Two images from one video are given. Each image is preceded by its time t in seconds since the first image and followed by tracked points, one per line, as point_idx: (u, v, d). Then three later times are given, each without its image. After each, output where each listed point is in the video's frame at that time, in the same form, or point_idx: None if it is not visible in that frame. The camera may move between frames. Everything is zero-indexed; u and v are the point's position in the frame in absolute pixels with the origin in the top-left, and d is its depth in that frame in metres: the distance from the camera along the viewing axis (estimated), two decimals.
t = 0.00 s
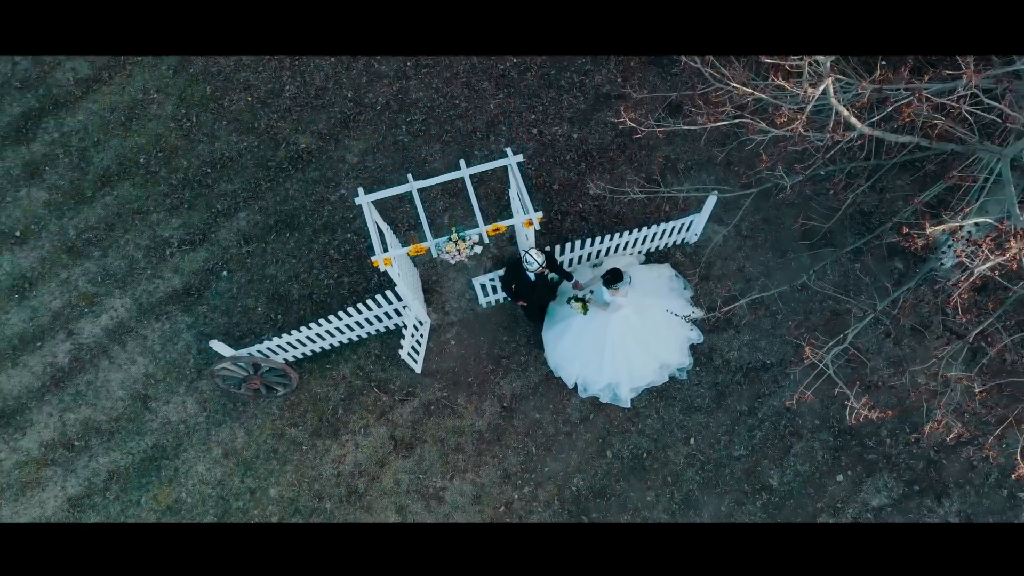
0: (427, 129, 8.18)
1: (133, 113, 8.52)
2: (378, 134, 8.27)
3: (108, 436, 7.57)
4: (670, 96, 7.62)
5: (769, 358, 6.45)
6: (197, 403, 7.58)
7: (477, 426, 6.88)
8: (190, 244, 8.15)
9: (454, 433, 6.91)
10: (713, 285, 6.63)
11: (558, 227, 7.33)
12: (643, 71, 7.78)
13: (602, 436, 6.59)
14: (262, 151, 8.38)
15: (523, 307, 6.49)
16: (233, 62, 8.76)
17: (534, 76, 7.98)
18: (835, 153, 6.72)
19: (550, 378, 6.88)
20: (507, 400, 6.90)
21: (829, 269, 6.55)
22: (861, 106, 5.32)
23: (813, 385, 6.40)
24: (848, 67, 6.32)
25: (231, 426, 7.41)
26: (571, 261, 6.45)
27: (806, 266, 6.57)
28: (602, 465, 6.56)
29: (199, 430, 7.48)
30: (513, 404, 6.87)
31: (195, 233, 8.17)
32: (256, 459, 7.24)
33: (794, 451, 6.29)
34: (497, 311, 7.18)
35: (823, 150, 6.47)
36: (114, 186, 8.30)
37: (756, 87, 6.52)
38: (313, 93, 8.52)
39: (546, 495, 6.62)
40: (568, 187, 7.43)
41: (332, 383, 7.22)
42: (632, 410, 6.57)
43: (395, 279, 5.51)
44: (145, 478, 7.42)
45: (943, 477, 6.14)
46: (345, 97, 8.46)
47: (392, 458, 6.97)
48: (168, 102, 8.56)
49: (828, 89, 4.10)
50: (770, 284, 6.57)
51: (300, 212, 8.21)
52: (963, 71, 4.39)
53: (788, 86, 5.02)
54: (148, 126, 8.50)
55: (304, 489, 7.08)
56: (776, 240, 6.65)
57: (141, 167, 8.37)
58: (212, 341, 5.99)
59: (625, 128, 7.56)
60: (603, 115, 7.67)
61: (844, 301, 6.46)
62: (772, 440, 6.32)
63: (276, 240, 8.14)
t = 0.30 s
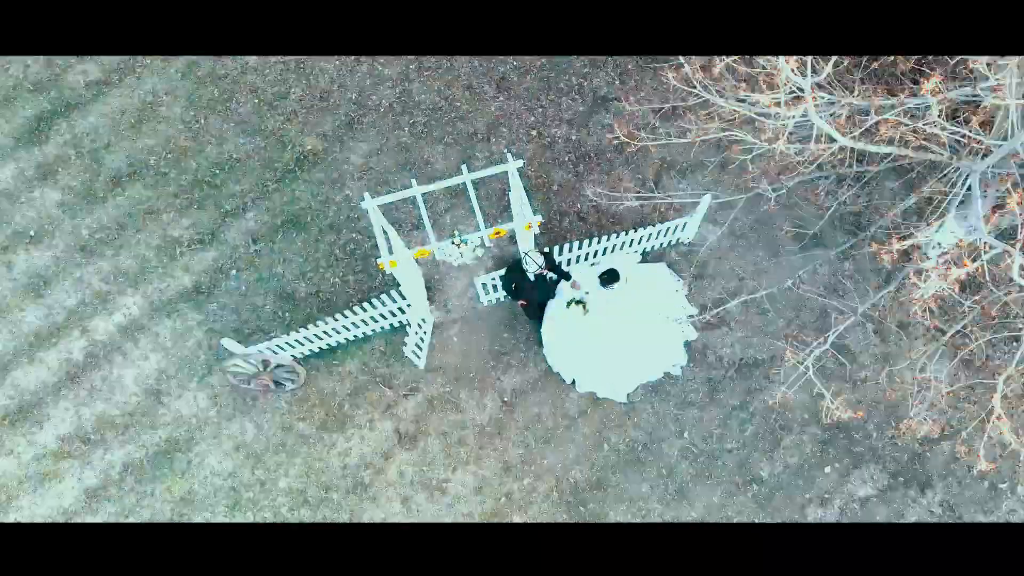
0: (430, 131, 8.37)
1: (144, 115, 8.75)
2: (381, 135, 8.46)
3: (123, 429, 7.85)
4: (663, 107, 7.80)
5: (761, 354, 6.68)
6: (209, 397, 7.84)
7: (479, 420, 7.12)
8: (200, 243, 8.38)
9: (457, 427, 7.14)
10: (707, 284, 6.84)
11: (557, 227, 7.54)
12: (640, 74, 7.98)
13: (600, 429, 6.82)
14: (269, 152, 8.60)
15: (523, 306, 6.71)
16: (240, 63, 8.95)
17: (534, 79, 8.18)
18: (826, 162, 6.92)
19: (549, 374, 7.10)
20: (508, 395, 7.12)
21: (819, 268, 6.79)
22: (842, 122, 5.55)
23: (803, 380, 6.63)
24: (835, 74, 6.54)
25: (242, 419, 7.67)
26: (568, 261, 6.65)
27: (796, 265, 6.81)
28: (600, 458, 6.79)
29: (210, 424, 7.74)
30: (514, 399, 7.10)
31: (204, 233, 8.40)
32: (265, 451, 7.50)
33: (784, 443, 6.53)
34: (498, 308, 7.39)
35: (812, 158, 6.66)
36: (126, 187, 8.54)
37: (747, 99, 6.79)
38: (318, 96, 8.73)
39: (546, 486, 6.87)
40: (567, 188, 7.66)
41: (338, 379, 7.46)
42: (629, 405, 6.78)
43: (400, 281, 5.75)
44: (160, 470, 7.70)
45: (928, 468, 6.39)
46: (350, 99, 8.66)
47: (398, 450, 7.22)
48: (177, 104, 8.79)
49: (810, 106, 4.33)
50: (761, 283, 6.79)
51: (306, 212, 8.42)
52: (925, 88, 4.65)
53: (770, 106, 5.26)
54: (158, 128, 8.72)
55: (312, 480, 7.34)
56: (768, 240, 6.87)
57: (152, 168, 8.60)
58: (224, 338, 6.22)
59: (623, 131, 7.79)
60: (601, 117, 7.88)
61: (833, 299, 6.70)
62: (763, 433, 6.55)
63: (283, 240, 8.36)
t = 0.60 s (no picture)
0: (432, 132, 8.56)
1: (153, 117, 8.95)
2: (385, 136, 8.66)
3: (137, 423, 8.14)
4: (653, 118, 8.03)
5: (752, 350, 6.93)
6: (220, 392, 8.11)
7: (481, 413, 7.37)
8: (209, 242, 8.61)
9: (459, 420, 7.40)
10: (701, 282, 7.07)
11: (555, 227, 7.80)
12: (636, 77, 8.19)
13: (597, 423, 7.07)
14: (275, 153, 8.80)
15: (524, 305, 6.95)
16: (246, 64, 9.09)
17: (534, 81, 8.39)
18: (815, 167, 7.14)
19: (548, 369, 7.34)
20: (508, 389, 7.36)
21: (809, 267, 7.03)
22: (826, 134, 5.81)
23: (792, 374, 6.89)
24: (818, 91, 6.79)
25: (251, 413, 7.94)
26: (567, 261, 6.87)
27: (787, 264, 7.05)
28: (597, 450, 7.04)
29: (221, 417, 8.02)
30: (514, 393, 7.34)
31: (213, 232, 8.64)
32: (275, 444, 7.78)
33: (774, 436, 6.79)
34: (499, 306, 7.61)
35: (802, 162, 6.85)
36: (137, 187, 8.78)
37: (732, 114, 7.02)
38: (323, 98, 8.91)
39: (545, 478, 7.13)
40: (566, 189, 7.94)
41: (344, 374, 7.71)
42: (625, 399, 7.03)
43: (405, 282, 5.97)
44: (173, 461, 7.99)
45: (912, 460, 6.66)
46: (354, 100, 8.85)
47: (403, 442, 7.49)
48: (185, 106, 8.98)
49: (794, 122, 4.61)
50: (754, 281, 7.03)
51: (312, 212, 8.64)
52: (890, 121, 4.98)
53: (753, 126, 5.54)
54: (167, 129, 8.92)
55: (320, 472, 7.62)
56: (760, 239, 7.10)
57: (161, 168, 8.82)
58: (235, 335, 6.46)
59: (620, 133, 8.04)
60: (599, 119, 8.11)
61: (822, 296, 6.97)
62: (754, 426, 6.82)
63: (290, 239, 8.60)
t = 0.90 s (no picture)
0: (434, 133, 8.77)
1: (161, 118, 9.12)
2: (389, 138, 8.86)
3: (150, 416, 8.44)
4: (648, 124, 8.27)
5: (744, 345, 7.16)
6: (229, 386, 8.38)
7: (482, 407, 7.62)
8: (218, 241, 8.86)
9: (461, 413, 7.65)
10: (696, 280, 7.29)
11: (554, 226, 8.06)
12: (633, 80, 8.41)
13: (595, 416, 7.30)
14: (281, 154, 9.00)
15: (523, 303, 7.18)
16: (252, 64, 9.22)
17: (534, 83, 8.57)
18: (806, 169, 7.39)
19: (548, 364, 7.56)
20: (509, 384, 7.60)
21: (800, 265, 7.25)
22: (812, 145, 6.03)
23: (783, 369, 7.13)
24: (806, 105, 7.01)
25: (260, 407, 8.21)
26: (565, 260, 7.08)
27: (779, 262, 7.27)
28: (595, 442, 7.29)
29: (231, 411, 8.30)
30: (514, 387, 7.58)
31: (222, 231, 8.88)
32: (283, 436, 8.05)
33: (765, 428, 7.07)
34: (499, 302, 7.83)
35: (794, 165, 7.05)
36: (147, 187, 9.01)
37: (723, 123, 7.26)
38: (327, 99, 9.06)
39: (544, 469, 7.39)
40: (564, 188, 8.21)
41: (350, 369, 7.95)
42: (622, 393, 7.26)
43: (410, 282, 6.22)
44: (185, 453, 8.28)
45: (896, 451, 6.95)
46: (358, 101, 9.01)
47: (407, 435, 7.76)
48: (193, 107, 9.14)
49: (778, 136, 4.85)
50: (746, 279, 7.26)
51: (318, 212, 8.87)
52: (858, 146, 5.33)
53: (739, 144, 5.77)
54: (176, 130, 9.10)
55: (327, 463, 7.90)
56: (753, 238, 7.31)
57: (170, 168, 9.03)
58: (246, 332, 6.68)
59: (617, 134, 8.29)
60: (597, 120, 8.34)
61: (812, 293, 7.21)
62: (745, 418, 7.10)
63: (296, 238, 8.83)
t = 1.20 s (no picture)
0: (437, 134, 8.98)
1: (170, 119, 9.32)
2: (392, 138, 9.07)
3: (162, 409, 8.72)
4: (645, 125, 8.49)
5: (737, 341, 7.38)
6: (238, 381, 8.64)
7: (483, 401, 7.86)
8: (226, 240, 9.10)
9: (462, 407, 7.90)
10: (690, 277, 7.50)
11: (553, 225, 8.28)
12: (630, 82, 8.61)
13: (592, 409, 7.53)
14: (288, 154, 9.21)
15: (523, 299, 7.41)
16: (259, 66, 9.40)
17: (534, 85, 8.77)
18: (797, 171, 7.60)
19: (547, 359, 7.78)
20: (509, 378, 7.82)
21: (792, 262, 7.46)
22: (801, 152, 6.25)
23: (775, 364, 7.35)
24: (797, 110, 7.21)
25: (268, 401, 8.47)
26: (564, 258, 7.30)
27: (771, 260, 7.48)
28: (592, 435, 7.53)
29: (240, 404, 8.57)
30: (514, 382, 7.80)
31: (230, 230, 9.11)
32: (291, 429, 8.32)
33: (757, 421, 7.30)
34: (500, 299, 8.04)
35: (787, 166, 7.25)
36: (157, 187, 9.24)
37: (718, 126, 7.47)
38: (332, 100, 9.25)
39: (543, 460, 7.65)
40: (564, 188, 8.45)
41: (355, 364, 8.18)
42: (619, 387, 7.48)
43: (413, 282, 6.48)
44: (196, 446, 8.57)
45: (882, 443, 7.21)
46: (363, 103, 9.21)
47: (410, 428, 8.01)
48: (200, 108, 9.31)
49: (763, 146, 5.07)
50: (739, 277, 7.48)
51: (324, 211, 9.09)
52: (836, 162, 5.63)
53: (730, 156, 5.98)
54: (184, 131, 9.30)
55: (333, 455, 8.17)
56: (746, 236, 7.52)
57: (179, 168, 9.25)
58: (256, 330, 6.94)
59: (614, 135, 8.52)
60: (595, 122, 8.56)
61: (804, 290, 7.42)
62: (737, 412, 7.33)
63: (302, 237, 9.07)
